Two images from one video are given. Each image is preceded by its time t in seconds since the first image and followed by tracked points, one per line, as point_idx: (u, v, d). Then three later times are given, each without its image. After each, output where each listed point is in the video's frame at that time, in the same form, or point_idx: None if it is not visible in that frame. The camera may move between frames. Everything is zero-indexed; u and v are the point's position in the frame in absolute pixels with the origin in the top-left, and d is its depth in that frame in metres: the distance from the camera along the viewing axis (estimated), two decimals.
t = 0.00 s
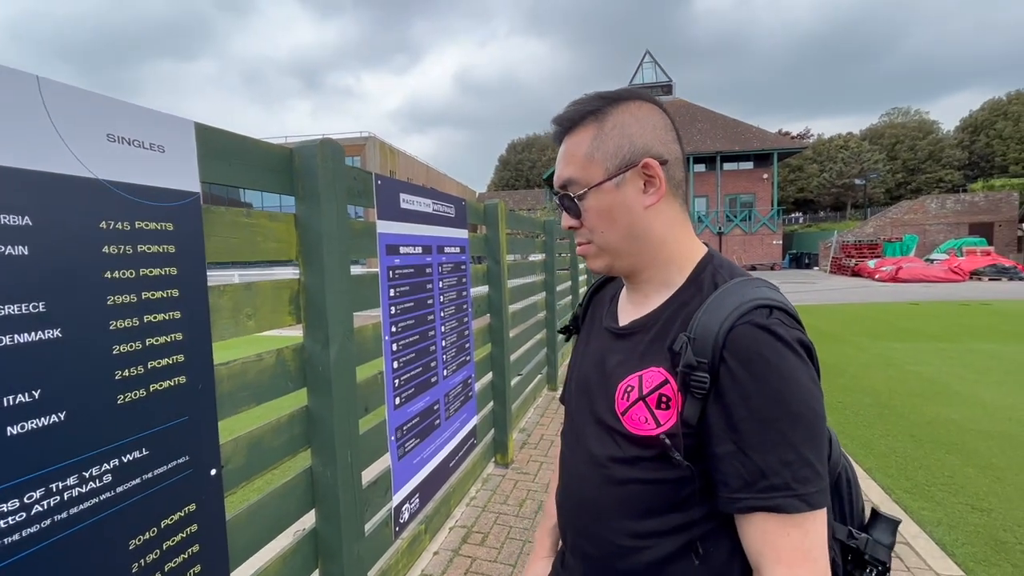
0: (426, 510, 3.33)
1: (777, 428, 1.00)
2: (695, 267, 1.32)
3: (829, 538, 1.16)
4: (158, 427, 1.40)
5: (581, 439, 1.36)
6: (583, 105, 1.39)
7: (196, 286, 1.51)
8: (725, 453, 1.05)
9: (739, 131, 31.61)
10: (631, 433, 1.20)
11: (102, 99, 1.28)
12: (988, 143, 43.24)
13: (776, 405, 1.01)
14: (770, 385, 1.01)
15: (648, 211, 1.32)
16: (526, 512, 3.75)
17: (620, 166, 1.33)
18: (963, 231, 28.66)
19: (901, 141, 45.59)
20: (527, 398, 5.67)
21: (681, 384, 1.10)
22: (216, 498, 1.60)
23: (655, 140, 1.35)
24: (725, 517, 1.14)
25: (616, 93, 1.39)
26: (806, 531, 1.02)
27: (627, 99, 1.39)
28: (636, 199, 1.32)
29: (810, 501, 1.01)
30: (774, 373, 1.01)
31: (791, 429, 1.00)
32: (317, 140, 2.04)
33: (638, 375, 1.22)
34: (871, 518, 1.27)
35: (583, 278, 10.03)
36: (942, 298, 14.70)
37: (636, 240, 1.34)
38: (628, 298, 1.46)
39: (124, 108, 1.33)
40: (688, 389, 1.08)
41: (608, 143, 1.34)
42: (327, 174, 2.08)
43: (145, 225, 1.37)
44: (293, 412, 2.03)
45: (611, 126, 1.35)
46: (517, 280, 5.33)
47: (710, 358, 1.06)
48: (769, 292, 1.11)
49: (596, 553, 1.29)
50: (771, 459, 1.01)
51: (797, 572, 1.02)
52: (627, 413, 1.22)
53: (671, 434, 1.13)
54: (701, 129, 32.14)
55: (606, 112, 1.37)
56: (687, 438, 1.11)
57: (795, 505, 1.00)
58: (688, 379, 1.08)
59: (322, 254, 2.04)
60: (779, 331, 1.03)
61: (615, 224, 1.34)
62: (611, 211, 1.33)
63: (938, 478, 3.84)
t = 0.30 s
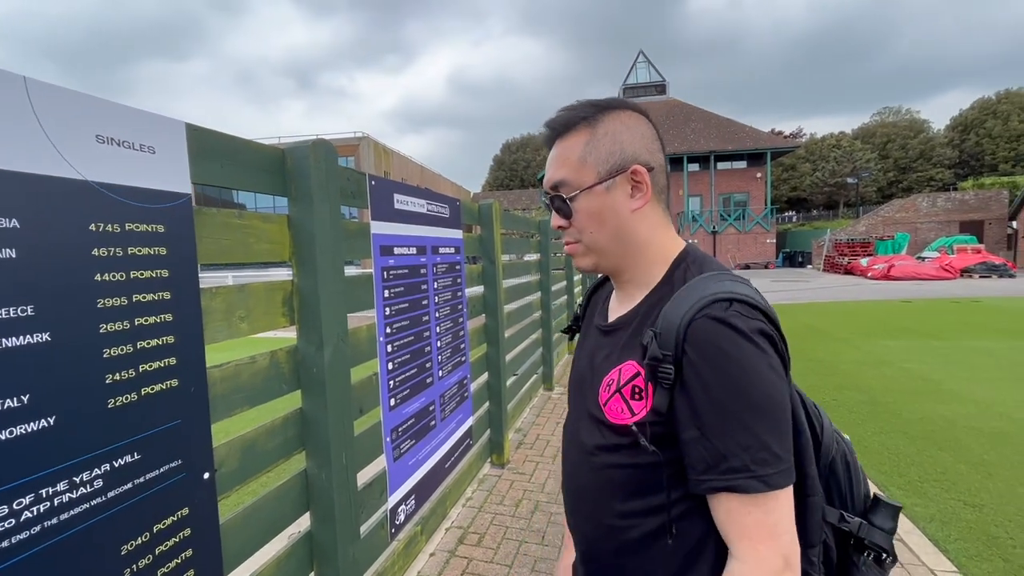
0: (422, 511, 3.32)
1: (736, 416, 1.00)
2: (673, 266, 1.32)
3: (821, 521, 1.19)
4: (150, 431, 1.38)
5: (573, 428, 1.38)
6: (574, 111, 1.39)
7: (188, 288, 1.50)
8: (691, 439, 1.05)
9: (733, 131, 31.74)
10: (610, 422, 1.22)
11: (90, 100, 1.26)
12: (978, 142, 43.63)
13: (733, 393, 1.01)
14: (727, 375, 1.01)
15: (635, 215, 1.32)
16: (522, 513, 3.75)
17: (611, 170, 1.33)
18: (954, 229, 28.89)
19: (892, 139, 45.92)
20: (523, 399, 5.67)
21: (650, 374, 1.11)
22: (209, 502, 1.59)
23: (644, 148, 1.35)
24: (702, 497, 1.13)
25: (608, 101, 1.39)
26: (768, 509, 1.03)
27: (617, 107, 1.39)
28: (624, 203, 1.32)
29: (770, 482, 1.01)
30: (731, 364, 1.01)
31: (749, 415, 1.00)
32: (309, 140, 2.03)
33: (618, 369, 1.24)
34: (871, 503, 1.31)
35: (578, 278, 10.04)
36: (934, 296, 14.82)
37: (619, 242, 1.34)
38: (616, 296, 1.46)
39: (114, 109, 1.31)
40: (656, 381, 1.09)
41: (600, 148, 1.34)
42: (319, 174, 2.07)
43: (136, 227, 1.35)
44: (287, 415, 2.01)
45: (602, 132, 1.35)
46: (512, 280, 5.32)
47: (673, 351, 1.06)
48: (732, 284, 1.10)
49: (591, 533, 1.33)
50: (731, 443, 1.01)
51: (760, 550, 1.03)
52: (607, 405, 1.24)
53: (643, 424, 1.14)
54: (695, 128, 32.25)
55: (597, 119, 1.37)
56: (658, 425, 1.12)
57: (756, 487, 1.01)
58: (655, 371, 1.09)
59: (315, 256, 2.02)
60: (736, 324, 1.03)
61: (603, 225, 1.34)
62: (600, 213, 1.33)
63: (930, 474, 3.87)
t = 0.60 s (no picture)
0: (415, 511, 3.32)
1: (716, 402, 1.02)
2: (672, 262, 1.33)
3: (809, 502, 1.22)
4: (136, 433, 1.37)
5: (580, 412, 1.42)
6: (583, 120, 1.38)
7: (174, 288, 1.48)
8: (678, 423, 1.07)
9: (725, 130, 31.87)
10: (610, 407, 1.25)
11: (71, 98, 1.24)
12: (967, 141, 44.05)
13: (713, 382, 1.01)
14: (710, 367, 1.02)
15: (642, 219, 1.33)
16: (516, 512, 3.74)
17: (621, 178, 1.32)
18: (943, 226, 29.17)
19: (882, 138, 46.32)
20: (516, 398, 5.66)
21: (642, 364, 1.13)
22: (197, 504, 1.57)
23: (651, 157, 1.36)
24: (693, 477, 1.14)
25: (615, 110, 1.38)
26: (751, 485, 1.04)
27: (623, 116, 1.38)
28: (633, 208, 1.32)
29: (750, 463, 1.02)
30: (714, 358, 1.02)
31: (729, 402, 1.01)
32: (297, 139, 2.01)
33: (619, 359, 1.27)
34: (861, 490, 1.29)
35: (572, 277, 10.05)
36: (923, 293, 14.95)
37: (626, 244, 1.34)
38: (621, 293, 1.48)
39: (97, 107, 1.30)
40: (647, 370, 1.12)
41: (611, 156, 1.33)
42: (309, 172, 2.06)
43: (119, 227, 1.34)
44: (276, 416, 2.00)
45: (612, 141, 1.34)
46: (505, 279, 5.31)
47: (660, 343, 1.08)
48: (719, 280, 1.10)
49: (594, 509, 1.36)
50: (712, 427, 1.02)
51: (742, 523, 1.05)
52: (607, 391, 1.27)
53: (636, 413, 1.17)
54: (687, 127, 32.36)
55: (607, 129, 1.35)
56: (650, 411, 1.14)
57: (735, 467, 1.02)
58: (645, 361, 1.11)
59: (305, 255, 2.01)
60: (719, 320, 1.03)
61: (613, 229, 1.33)
62: (610, 218, 1.33)
63: (920, 469, 3.90)
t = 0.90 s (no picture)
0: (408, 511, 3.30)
1: (741, 385, 1.05)
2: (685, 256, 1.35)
3: (799, 479, 1.22)
4: (121, 435, 1.35)
5: (587, 402, 1.41)
6: (603, 114, 1.37)
7: (159, 288, 1.46)
8: (701, 407, 1.09)
9: (718, 129, 31.98)
10: (626, 397, 1.25)
11: (52, 95, 1.22)
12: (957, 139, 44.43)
13: (739, 366, 1.05)
14: (734, 352, 1.06)
15: (659, 214, 1.35)
16: (509, 511, 3.74)
17: (643, 172, 1.32)
18: (933, 224, 29.40)
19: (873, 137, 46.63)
20: (510, 397, 5.65)
21: (664, 352, 1.15)
22: (184, 506, 1.55)
23: (668, 154, 1.38)
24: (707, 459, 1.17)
25: (633, 107, 1.39)
26: (768, 463, 1.08)
27: (641, 113, 1.38)
28: (651, 203, 1.33)
29: (771, 441, 1.06)
30: (737, 343, 1.06)
31: (753, 384, 1.05)
32: (285, 137, 2.00)
33: (633, 349, 1.26)
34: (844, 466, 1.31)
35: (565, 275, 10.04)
36: (914, 290, 15.04)
37: (643, 238, 1.34)
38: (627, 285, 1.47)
39: (78, 104, 1.27)
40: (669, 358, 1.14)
41: (633, 150, 1.33)
42: (298, 171, 2.04)
43: (102, 226, 1.32)
44: (266, 417, 1.98)
45: (633, 137, 1.34)
46: (498, 278, 5.30)
47: (685, 331, 1.11)
48: (736, 273, 1.15)
49: (604, 497, 1.35)
50: (737, 408, 1.06)
51: (761, 499, 1.08)
52: (623, 380, 1.26)
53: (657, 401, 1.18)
54: (680, 126, 32.44)
55: (628, 124, 1.35)
56: (671, 398, 1.15)
57: (758, 446, 1.06)
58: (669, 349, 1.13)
59: (294, 254, 1.99)
60: (742, 309, 1.08)
61: (631, 223, 1.33)
62: (629, 212, 1.33)
63: (911, 465, 3.93)
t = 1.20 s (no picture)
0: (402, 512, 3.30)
1: (751, 378, 1.07)
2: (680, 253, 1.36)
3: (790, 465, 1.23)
4: (107, 437, 1.34)
5: (588, 404, 1.40)
6: (602, 111, 1.36)
7: (145, 290, 1.45)
8: (711, 403, 1.10)
9: (712, 128, 32.08)
10: (631, 397, 1.25)
11: (36, 95, 1.21)
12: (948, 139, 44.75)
13: (749, 360, 1.07)
14: (743, 345, 1.07)
15: (655, 212, 1.35)
16: (503, 511, 3.74)
17: (640, 171, 1.33)
18: (925, 223, 29.61)
19: (865, 136, 46.92)
20: (505, 397, 5.66)
21: (671, 349, 1.16)
22: (173, 508, 1.54)
23: (666, 152, 1.38)
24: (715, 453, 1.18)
25: (632, 105, 1.38)
26: (777, 453, 1.10)
27: (638, 111, 1.38)
28: (648, 202, 1.34)
29: (780, 431, 1.08)
30: (745, 336, 1.08)
31: (762, 377, 1.07)
32: (275, 136, 1.99)
33: (635, 348, 1.26)
34: (827, 449, 1.31)
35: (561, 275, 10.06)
36: (906, 289, 15.15)
37: (641, 237, 1.35)
38: (620, 283, 1.47)
39: (62, 104, 1.26)
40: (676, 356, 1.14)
41: (631, 149, 1.33)
42: (288, 170, 2.03)
43: (87, 227, 1.31)
44: (256, 418, 1.97)
45: (632, 136, 1.34)
46: (492, 278, 5.30)
47: (692, 328, 1.12)
48: (737, 267, 1.18)
49: (611, 499, 1.34)
50: (747, 401, 1.07)
51: (774, 488, 1.10)
52: (629, 379, 1.25)
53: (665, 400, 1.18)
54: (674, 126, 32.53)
55: (626, 122, 1.35)
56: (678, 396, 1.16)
57: (770, 436, 1.08)
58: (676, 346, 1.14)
59: (284, 255, 1.98)
60: (748, 302, 1.10)
61: (629, 221, 1.33)
62: (628, 210, 1.33)
63: (902, 462, 3.96)
